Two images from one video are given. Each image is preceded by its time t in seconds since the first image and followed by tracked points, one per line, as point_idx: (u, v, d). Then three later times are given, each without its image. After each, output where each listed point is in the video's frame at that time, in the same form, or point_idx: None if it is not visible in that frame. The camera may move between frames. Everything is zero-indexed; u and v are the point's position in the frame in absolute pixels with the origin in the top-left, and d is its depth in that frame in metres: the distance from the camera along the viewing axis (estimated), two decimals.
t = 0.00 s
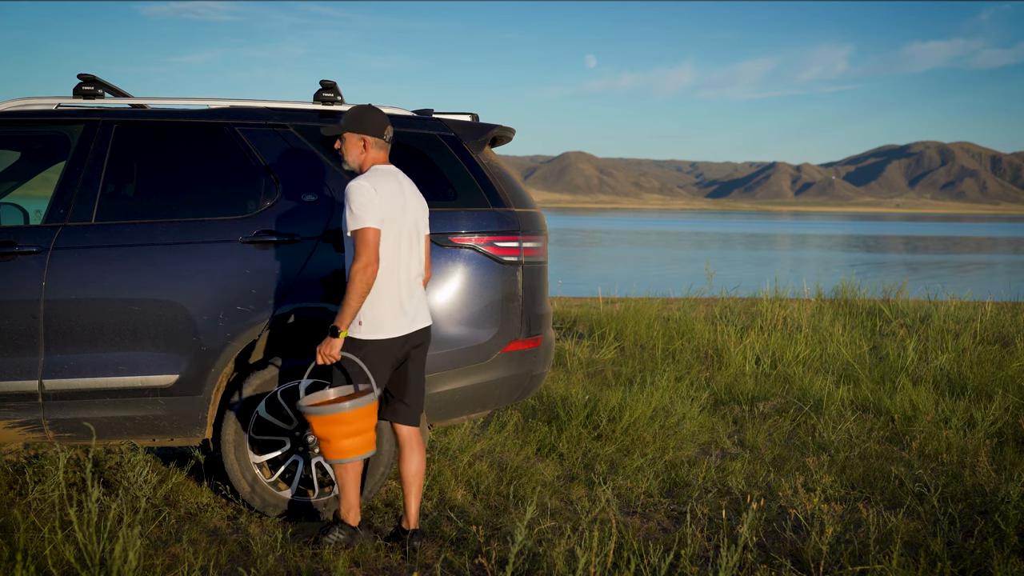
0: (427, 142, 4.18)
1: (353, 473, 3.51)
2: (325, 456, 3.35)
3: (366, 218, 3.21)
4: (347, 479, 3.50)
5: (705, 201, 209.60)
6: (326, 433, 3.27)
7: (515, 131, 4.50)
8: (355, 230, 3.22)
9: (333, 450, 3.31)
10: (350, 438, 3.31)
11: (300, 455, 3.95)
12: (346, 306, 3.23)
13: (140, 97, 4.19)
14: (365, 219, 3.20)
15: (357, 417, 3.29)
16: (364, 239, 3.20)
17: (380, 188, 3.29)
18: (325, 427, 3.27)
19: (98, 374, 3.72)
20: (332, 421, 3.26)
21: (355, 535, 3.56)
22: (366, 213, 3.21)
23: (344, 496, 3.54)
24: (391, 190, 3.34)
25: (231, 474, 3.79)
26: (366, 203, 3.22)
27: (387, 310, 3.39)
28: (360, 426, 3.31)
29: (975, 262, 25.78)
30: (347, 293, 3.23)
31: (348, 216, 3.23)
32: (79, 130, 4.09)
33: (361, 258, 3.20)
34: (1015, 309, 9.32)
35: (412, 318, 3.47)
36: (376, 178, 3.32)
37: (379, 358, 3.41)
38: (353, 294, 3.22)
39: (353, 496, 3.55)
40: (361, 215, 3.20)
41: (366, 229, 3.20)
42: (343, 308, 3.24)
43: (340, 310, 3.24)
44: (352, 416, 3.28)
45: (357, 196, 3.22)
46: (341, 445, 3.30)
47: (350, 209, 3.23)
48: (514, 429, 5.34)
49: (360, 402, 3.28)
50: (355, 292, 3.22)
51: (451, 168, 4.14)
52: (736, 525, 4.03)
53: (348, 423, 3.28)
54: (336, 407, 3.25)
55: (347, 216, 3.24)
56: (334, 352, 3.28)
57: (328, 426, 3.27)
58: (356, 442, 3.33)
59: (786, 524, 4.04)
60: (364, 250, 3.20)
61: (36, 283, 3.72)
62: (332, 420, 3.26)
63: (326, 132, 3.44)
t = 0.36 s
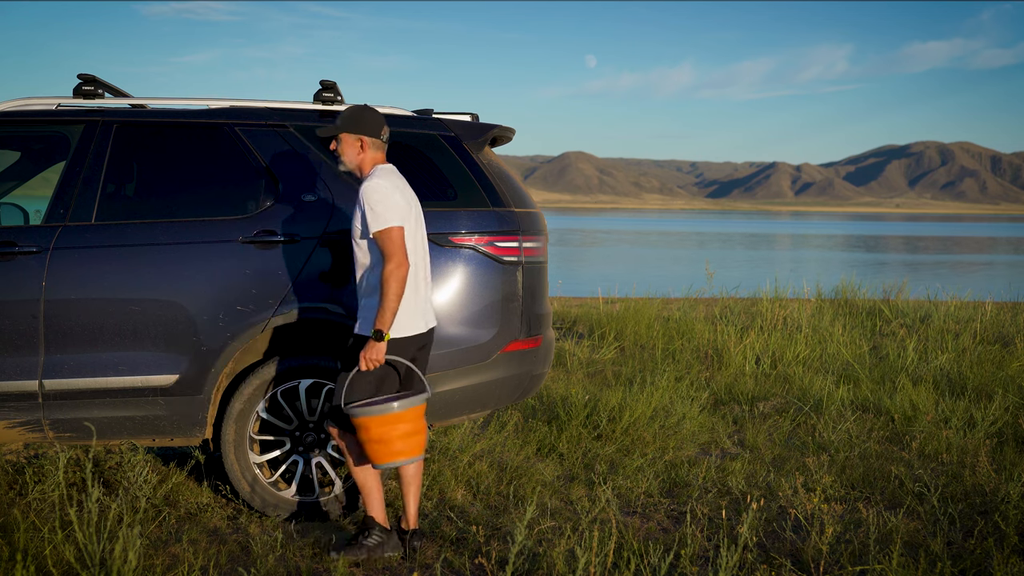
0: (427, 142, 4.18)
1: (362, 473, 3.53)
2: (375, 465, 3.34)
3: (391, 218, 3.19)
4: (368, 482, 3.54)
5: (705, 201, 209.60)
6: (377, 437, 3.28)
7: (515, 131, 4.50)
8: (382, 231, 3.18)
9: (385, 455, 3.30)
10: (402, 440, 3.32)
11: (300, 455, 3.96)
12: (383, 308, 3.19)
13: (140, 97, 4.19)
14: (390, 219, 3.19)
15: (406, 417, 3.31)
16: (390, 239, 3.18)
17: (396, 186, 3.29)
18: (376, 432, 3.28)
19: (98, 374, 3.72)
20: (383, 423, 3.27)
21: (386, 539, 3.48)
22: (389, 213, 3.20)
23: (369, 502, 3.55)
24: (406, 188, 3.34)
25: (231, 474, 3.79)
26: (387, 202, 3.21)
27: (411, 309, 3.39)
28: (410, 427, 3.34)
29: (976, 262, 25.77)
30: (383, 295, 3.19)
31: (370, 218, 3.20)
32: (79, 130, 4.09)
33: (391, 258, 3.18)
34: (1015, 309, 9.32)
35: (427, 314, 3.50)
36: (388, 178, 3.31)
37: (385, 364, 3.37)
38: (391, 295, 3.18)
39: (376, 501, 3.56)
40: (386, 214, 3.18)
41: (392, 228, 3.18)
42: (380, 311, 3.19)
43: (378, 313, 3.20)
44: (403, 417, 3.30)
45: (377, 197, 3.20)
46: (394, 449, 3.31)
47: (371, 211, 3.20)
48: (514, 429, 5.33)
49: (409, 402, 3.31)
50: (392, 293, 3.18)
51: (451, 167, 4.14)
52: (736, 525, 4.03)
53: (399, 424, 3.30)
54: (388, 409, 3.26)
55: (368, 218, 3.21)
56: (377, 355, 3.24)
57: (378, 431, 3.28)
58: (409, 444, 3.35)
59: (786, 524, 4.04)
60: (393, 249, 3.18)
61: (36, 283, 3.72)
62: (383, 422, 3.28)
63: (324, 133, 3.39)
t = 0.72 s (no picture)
0: (427, 142, 4.18)
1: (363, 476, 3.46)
2: (374, 481, 3.32)
3: (387, 227, 3.14)
4: (375, 490, 3.41)
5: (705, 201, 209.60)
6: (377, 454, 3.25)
7: (515, 131, 4.50)
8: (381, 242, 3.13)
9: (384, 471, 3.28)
10: (404, 458, 3.28)
11: (301, 455, 3.95)
12: (392, 318, 3.16)
13: (140, 97, 4.19)
14: (385, 227, 3.14)
15: (409, 435, 3.27)
16: (390, 248, 3.13)
17: (384, 194, 3.23)
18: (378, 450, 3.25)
19: (98, 374, 3.72)
20: (385, 440, 3.24)
21: (389, 551, 3.46)
22: (384, 222, 3.14)
23: (376, 511, 3.44)
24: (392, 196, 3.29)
25: (231, 474, 3.79)
26: (381, 212, 3.15)
27: (417, 311, 3.38)
28: (413, 445, 3.29)
29: (975, 262, 25.77)
30: (391, 304, 3.15)
31: (365, 230, 3.15)
32: (79, 130, 4.09)
33: (394, 267, 3.14)
34: (1015, 309, 9.31)
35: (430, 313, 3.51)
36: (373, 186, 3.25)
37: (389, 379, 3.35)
38: (398, 305, 3.15)
39: (382, 509, 3.44)
40: (383, 224, 3.13)
41: (389, 236, 3.13)
42: (389, 321, 3.16)
43: (386, 323, 3.16)
44: (405, 434, 3.26)
45: (369, 208, 3.14)
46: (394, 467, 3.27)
47: (366, 223, 3.14)
48: (514, 429, 5.33)
49: (412, 420, 3.27)
50: (399, 301, 3.15)
51: (451, 167, 4.14)
52: (736, 525, 4.03)
53: (402, 441, 3.26)
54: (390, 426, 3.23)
55: (364, 231, 3.15)
56: (386, 368, 3.24)
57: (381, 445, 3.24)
58: (410, 463, 3.30)
59: (786, 524, 4.04)
60: (394, 258, 3.13)
61: (36, 283, 3.72)
62: (386, 437, 3.24)
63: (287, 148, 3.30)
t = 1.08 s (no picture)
0: (427, 142, 4.18)
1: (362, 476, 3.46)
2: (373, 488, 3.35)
3: (384, 238, 3.11)
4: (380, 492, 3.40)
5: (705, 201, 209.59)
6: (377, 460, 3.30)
7: (515, 131, 4.51)
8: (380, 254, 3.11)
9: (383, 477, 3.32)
10: (403, 464, 3.32)
11: (301, 455, 3.95)
12: (394, 328, 3.15)
13: (140, 97, 4.19)
14: (382, 239, 3.11)
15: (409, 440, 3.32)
16: (388, 260, 3.11)
17: (375, 204, 3.20)
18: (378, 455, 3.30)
19: (98, 374, 3.72)
20: (385, 444, 3.29)
21: (389, 551, 3.45)
22: (380, 234, 3.12)
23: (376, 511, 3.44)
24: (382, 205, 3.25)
25: (231, 474, 3.79)
26: (375, 223, 3.12)
27: (420, 304, 3.39)
28: (412, 452, 3.33)
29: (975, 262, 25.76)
30: (393, 315, 3.14)
31: (361, 243, 3.12)
32: (79, 130, 4.09)
33: (393, 278, 3.12)
34: (1015, 309, 9.31)
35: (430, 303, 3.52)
36: (363, 197, 3.20)
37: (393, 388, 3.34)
38: (399, 314, 3.14)
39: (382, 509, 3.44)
40: (380, 236, 3.11)
41: (386, 248, 3.11)
42: (392, 332, 3.15)
43: (389, 335, 3.15)
44: (405, 440, 3.31)
45: (364, 221, 3.11)
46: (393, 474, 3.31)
47: (362, 235, 3.11)
48: (514, 429, 5.33)
49: (411, 425, 3.32)
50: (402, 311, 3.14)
51: (451, 168, 4.14)
52: (736, 525, 4.03)
53: (401, 447, 3.30)
54: (389, 432, 3.29)
55: (360, 243, 3.12)
56: (388, 378, 3.23)
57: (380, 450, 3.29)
58: (410, 470, 3.34)
59: (786, 524, 4.04)
60: (393, 269, 3.12)
61: (35, 283, 3.72)
62: (387, 442, 3.30)
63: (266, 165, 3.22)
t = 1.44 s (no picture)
0: (427, 142, 4.18)
1: (363, 474, 3.48)
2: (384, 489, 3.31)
3: (379, 236, 3.12)
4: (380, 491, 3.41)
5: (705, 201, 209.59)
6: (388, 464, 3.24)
7: (515, 131, 4.51)
8: (375, 253, 3.11)
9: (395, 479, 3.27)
10: (413, 467, 3.27)
11: (301, 455, 3.95)
12: (391, 327, 3.15)
13: (140, 97, 4.19)
14: (378, 238, 3.11)
15: (419, 445, 3.25)
16: (384, 258, 3.11)
17: (372, 202, 3.20)
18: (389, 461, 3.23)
19: (98, 374, 3.72)
20: (397, 451, 3.22)
21: (389, 551, 3.45)
22: (376, 232, 3.12)
23: (377, 510, 3.44)
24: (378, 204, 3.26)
25: (231, 474, 3.79)
26: (372, 222, 3.13)
27: (414, 304, 3.38)
28: (422, 453, 3.28)
29: (975, 262, 25.76)
30: (389, 314, 3.15)
31: (357, 241, 3.12)
32: (79, 130, 4.09)
33: (389, 277, 3.12)
34: (1015, 309, 9.31)
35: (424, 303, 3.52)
36: (360, 195, 3.20)
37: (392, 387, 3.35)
38: (395, 314, 3.15)
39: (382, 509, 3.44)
40: (376, 234, 3.11)
41: (383, 246, 3.11)
42: (388, 331, 3.15)
43: (385, 333, 3.16)
44: (414, 444, 3.25)
45: (360, 218, 3.11)
46: (405, 477, 3.26)
47: (357, 233, 3.11)
48: (514, 429, 5.33)
49: (420, 430, 3.24)
50: (398, 310, 3.15)
51: (451, 167, 4.14)
52: (736, 525, 4.03)
53: (412, 451, 3.24)
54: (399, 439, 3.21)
55: (356, 241, 3.12)
56: (388, 378, 3.24)
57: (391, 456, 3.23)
58: (419, 471, 3.29)
59: (786, 524, 4.04)
60: (389, 267, 3.12)
61: (35, 283, 3.72)
62: (397, 449, 3.22)
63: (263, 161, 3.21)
